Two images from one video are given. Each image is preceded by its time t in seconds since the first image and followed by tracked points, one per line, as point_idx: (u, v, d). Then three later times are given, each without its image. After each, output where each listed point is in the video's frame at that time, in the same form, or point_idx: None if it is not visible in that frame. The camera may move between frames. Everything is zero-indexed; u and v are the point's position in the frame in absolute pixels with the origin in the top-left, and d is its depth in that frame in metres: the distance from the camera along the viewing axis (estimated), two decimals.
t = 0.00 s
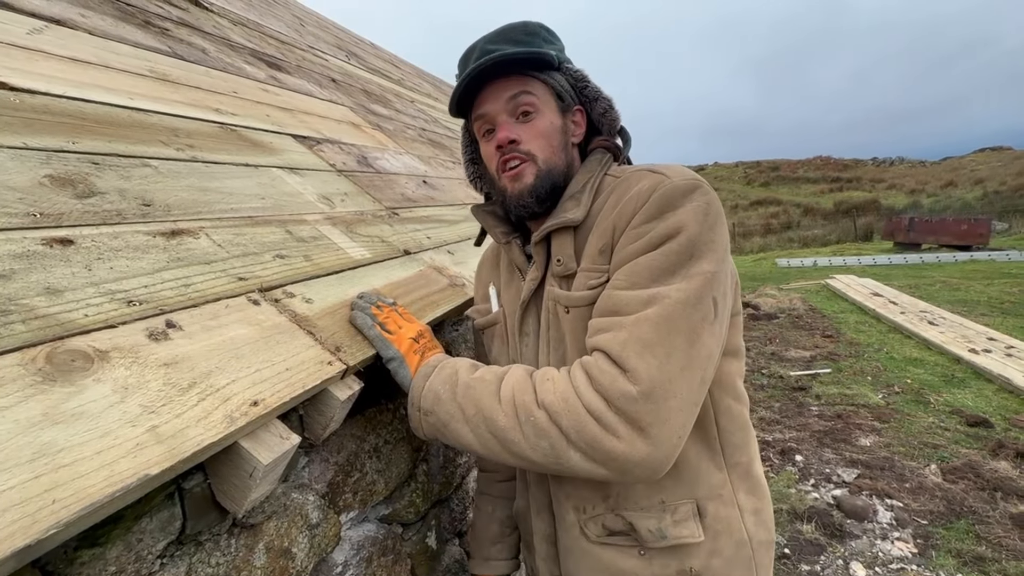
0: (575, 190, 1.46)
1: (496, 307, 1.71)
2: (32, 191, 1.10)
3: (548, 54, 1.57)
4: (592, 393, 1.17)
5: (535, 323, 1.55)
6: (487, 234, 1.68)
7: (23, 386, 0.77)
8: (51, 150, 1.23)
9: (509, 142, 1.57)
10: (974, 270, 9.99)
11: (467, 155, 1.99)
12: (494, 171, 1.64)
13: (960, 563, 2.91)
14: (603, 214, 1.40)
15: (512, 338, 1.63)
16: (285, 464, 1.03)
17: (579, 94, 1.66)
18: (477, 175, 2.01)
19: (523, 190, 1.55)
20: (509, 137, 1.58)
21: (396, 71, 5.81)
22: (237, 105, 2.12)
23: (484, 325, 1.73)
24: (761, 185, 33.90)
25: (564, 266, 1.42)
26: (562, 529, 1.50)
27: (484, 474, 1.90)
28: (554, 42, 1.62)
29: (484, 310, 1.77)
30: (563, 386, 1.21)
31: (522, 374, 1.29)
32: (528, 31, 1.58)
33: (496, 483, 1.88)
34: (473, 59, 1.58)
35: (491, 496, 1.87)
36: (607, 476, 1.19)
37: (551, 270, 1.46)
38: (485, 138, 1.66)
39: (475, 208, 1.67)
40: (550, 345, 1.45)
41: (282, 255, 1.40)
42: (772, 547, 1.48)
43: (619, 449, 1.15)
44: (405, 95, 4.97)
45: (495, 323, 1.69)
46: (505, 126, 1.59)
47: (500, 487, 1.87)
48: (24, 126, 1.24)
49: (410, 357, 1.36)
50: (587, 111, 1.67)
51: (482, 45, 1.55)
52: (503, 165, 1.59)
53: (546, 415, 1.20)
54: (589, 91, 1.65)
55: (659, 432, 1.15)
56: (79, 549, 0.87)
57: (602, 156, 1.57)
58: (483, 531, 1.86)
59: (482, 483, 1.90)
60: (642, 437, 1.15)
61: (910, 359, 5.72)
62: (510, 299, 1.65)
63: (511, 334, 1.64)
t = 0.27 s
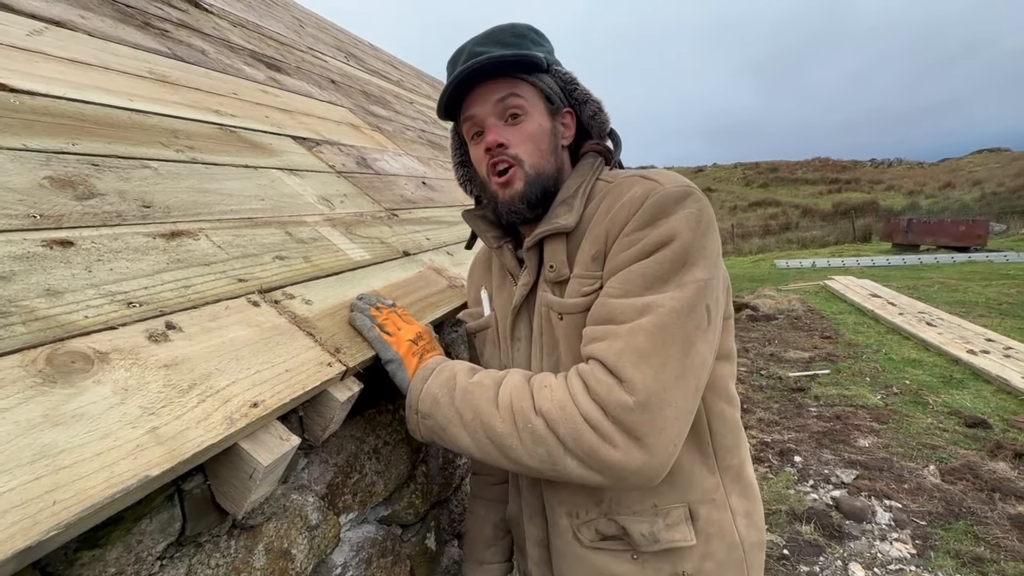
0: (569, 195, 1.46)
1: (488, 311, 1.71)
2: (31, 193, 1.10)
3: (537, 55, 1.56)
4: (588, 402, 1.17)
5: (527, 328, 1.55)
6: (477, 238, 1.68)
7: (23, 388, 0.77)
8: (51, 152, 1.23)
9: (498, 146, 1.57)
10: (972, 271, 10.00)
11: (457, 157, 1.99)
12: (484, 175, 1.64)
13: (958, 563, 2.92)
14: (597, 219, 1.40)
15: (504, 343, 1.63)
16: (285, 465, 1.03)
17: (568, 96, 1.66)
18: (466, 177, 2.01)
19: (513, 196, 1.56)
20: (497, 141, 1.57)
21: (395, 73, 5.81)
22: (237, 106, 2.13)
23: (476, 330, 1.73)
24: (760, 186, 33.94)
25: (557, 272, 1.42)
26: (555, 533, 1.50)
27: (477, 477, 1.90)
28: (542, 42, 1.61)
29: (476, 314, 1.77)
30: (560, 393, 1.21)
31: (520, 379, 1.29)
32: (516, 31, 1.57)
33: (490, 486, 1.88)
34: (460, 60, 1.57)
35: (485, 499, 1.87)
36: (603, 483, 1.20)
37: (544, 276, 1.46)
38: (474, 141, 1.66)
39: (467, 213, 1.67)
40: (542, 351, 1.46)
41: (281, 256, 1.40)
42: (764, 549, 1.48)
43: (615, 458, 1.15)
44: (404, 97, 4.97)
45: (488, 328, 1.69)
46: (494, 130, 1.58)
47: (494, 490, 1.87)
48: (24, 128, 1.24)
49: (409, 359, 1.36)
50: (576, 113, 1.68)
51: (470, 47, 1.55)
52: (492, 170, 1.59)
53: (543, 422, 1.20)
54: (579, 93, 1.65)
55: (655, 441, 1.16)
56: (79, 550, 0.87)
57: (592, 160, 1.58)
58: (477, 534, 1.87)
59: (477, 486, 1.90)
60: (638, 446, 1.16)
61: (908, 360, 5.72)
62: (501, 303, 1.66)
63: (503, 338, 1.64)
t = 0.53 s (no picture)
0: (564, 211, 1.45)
1: (479, 319, 1.71)
2: (30, 193, 1.10)
3: (526, 56, 1.52)
4: (584, 425, 1.18)
5: (517, 340, 1.56)
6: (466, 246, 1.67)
7: (22, 388, 0.77)
8: (50, 153, 1.23)
9: (487, 158, 1.55)
10: (970, 272, 10.02)
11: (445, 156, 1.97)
12: (473, 184, 1.63)
13: (957, 564, 2.92)
14: (591, 237, 1.39)
15: (495, 352, 1.64)
16: (284, 466, 1.03)
17: (559, 99, 1.63)
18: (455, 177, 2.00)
19: (503, 210, 1.55)
20: (486, 153, 1.55)
21: (395, 74, 5.82)
22: (236, 107, 2.13)
23: (468, 337, 1.74)
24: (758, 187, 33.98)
25: (550, 289, 1.42)
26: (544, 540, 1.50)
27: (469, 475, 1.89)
28: (531, 39, 1.57)
29: (467, 320, 1.77)
30: (555, 412, 1.22)
31: (515, 393, 1.29)
32: (504, 28, 1.53)
33: (482, 484, 1.87)
34: (446, 60, 1.53)
35: (478, 497, 1.87)
36: (594, 499, 1.22)
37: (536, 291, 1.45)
38: (462, 148, 1.63)
39: (458, 222, 1.66)
40: (533, 364, 1.46)
41: (280, 257, 1.40)
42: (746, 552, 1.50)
43: (608, 480, 1.18)
44: (403, 98, 4.98)
45: (478, 336, 1.70)
46: (482, 140, 1.56)
47: (486, 488, 1.86)
48: (23, 128, 1.24)
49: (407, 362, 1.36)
50: (569, 117, 1.66)
51: (457, 46, 1.51)
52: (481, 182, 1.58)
53: (538, 440, 1.21)
54: (571, 96, 1.63)
55: (647, 465, 1.18)
56: (78, 551, 0.86)
57: (584, 170, 1.57)
58: (471, 533, 1.86)
59: (469, 484, 1.89)
60: (631, 469, 1.18)
61: (907, 361, 5.73)
62: (492, 312, 1.66)
63: (494, 348, 1.65)
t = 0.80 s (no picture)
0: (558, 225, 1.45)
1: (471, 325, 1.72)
2: (28, 193, 1.10)
3: (515, 60, 1.52)
4: (586, 444, 1.19)
5: (509, 350, 1.56)
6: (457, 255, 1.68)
7: (19, 388, 0.77)
8: (49, 153, 1.23)
9: (476, 170, 1.54)
10: (969, 273, 10.04)
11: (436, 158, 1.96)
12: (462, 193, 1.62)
13: (956, 565, 2.92)
14: (585, 253, 1.38)
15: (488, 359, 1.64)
16: (281, 467, 1.03)
17: (552, 105, 1.61)
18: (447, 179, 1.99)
19: (492, 221, 1.55)
20: (475, 164, 1.54)
21: (394, 75, 5.82)
22: (235, 108, 2.13)
23: (461, 342, 1.74)
24: (757, 189, 34.02)
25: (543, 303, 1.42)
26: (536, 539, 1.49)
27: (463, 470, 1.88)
28: (522, 41, 1.56)
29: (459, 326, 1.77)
30: (558, 427, 1.22)
31: (518, 403, 1.28)
32: (493, 31, 1.52)
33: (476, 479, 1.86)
34: (435, 64, 1.53)
35: (473, 493, 1.86)
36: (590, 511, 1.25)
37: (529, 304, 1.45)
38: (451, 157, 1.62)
39: (448, 232, 1.66)
40: (526, 375, 1.46)
41: (278, 258, 1.40)
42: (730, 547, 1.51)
43: (607, 497, 1.20)
44: (403, 99, 4.98)
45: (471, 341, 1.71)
46: (471, 151, 1.55)
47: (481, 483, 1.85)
48: (21, 128, 1.24)
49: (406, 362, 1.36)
50: (562, 122, 1.65)
51: (446, 49, 1.51)
52: (471, 193, 1.57)
53: (541, 453, 1.21)
54: (563, 102, 1.61)
55: (644, 484, 1.20)
56: (74, 551, 0.86)
57: (575, 180, 1.56)
58: (467, 528, 1.87)
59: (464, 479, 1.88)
60: (629, 488, 1.20)
61: (905, 362, 5.74)
62: (484, 320, 1.66)
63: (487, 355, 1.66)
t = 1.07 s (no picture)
0: (568, 219, 1.46)
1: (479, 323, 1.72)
2: (30, 193, 1.10)
3: (527, 59, 1.51)
4: (607, 414, 1.16)
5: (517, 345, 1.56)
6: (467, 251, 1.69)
7: (22, 387, 0.77)
8: (51, 153, 1.24)
9: (483, 164, 1.56)
10: (968, 274, 10.05)
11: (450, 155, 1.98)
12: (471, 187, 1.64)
13: (955, 567, 2.92)
14: (597, 243, 1.39)
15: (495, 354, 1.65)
16: (282, 466, 1.03)
17: (565, 102, 1.61)
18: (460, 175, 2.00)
19: (494, 215, 1.56)
20: (482, 159, 1.56)
21: (394, 76, 5.83)
22: (236, 109, 2.13)
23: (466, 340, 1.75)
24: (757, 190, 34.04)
25: (552, 295, 1.43)
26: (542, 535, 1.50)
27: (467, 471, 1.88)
28: (538, 39, 1.56)
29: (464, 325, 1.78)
30: (578, 393, 1.18)
31: (536, 368, 1.24)
32: (508, 29, 1.52)
33: (482, 480, 1.87)
34: (451, 61, 1.55)
35: (477, 493, 1.87)
36: (599, 491, 1.20)
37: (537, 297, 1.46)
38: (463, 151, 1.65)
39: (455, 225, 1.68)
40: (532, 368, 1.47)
41: (279, 258, 1.40)
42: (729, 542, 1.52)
43: (624, 472, 1.17)
44: (403, 100, 4.99)
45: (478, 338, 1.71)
46: (479, 146, 1.56)
47: (487, 483, 1.87)
48: (23, 129, 1.25)
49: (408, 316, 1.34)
50: (575, 119, 1.65)
51: (462, 47, 1.52)
52: (477, 186, 1.59)
53: (559, 418, 1.17)
54: (575, 100, 1.61)
55: (658, 463, 1.19)
56: (76, 550, 0.87)
57: (582, 179, 1.57)
58: (471, 529, 1.87)
59: (467, 480, 1.88)
60: (644, 465, 1.18)
61: (905, 363, 5.74)
62: (494, 316, 1.67)
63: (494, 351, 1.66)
